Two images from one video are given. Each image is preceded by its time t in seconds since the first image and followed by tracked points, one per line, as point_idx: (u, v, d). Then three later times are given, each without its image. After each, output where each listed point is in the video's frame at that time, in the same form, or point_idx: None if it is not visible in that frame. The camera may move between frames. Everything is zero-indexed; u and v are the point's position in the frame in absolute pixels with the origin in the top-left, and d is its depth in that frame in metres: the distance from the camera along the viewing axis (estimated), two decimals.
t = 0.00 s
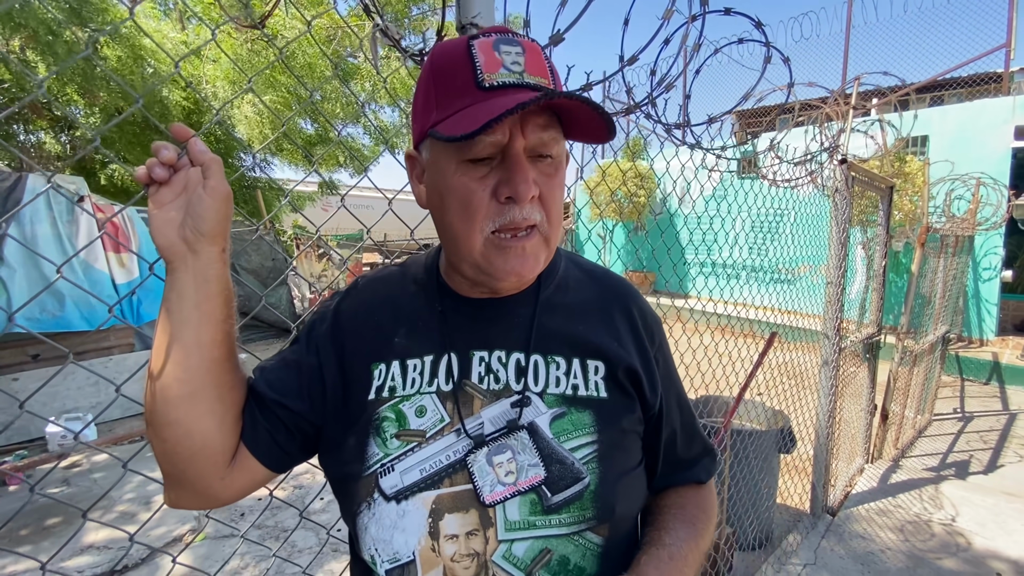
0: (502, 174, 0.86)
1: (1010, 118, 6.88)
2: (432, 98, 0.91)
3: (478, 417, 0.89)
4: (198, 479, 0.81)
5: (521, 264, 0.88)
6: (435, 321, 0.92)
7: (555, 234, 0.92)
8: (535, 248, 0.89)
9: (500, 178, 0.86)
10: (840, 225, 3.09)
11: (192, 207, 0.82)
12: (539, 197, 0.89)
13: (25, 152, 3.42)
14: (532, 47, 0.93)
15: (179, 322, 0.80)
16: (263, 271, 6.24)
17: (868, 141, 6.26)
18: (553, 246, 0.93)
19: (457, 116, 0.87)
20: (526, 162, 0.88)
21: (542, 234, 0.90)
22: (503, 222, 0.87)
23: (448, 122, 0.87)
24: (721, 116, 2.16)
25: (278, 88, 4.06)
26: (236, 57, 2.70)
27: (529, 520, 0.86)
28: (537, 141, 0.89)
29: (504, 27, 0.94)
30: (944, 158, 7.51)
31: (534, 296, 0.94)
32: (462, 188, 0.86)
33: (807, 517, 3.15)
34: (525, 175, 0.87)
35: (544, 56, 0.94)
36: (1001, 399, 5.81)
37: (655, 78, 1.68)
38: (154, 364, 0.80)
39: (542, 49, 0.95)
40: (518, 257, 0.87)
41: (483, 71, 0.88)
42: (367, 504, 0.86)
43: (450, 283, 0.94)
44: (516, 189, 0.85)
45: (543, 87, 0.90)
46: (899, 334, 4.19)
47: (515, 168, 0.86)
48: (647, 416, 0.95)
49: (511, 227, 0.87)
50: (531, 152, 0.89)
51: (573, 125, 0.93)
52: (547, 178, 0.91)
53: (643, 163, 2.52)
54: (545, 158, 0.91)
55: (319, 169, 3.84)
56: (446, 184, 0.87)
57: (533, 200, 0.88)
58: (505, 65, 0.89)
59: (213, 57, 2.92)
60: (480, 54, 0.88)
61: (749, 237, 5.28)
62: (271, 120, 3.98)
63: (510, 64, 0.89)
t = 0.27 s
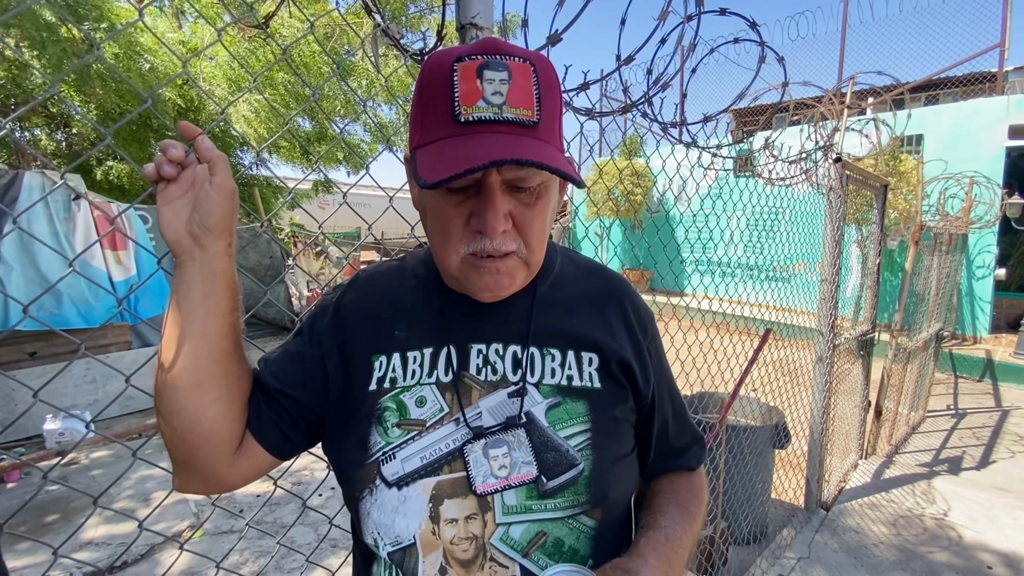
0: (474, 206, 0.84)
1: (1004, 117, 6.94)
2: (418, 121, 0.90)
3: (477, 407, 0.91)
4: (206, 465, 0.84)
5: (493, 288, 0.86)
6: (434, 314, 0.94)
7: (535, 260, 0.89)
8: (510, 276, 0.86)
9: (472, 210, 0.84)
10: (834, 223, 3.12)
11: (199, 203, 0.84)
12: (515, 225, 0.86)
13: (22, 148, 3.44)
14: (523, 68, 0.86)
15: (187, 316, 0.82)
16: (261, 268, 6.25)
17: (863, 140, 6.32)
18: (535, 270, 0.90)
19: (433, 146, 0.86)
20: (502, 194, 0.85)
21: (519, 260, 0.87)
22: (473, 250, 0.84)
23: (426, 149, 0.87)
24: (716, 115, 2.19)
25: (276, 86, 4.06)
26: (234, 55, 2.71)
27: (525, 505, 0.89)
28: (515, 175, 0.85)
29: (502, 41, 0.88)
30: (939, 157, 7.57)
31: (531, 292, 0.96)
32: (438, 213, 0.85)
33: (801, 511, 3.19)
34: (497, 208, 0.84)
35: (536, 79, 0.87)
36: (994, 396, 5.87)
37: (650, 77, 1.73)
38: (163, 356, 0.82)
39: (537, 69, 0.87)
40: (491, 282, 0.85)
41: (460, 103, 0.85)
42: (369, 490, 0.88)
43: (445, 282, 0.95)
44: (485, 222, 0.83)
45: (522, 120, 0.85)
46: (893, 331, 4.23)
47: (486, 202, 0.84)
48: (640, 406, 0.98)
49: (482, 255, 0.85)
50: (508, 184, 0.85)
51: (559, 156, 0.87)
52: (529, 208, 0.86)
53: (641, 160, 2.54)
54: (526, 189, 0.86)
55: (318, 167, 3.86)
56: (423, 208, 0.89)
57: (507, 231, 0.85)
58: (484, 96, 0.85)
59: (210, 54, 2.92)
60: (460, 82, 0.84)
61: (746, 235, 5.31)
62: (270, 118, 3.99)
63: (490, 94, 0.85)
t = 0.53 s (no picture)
0: (475, 200, 0.87)
1: (994, 116, 7.02)
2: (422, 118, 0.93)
3: (490, 396, 0.94)
4: (225, 450, 0.87)
5: (495, 281, 0.88)
6: (449, 305, 0.96)
7: (538, 252, 0.90)
8: (513, 268, 0.88)
9: (472, 203, 0.87)
10: (826, 220, 3.16)
11: (204, 195, 0.86)
12: (516, 218, 0.88)
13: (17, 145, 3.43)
14: (522, 62, 0.87)
15: (195, 306, 0.85)
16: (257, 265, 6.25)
17: (856, 138, 6.37)
18: (539, 261, 0.91)
19: (434, 141, 0.89)
20: (503, 187, 0.87)
21: (522, 253, 0.88)
22: (475, 243, 0.86)
23: (428, 145, 0.90)
24: (708, 113, 2.22)
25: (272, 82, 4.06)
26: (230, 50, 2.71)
27: (539, 491, 0.91)
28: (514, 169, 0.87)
29: (502, 35, 0.90)
30: (930, 156, 7.65)
31: (544, 282, 0.98)
32: (441, 208, 0.89)
33: (793, 505, 3.24)
34: (497, 201, 0.86)
35: (535, 72, 0.89)
36: (983, 392, 5.95)
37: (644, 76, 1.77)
38: (176, 344, 0.84)
39: (537, 62, 0.89)
40: (493, 274, 0.87)
41: (459, 98, 0.88)
42: (387, 476, 0.91)
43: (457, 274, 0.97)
44: (484, 216, 0.85)
45: (520, 114, 0.87)
46: (884, 327, 4.28)
47: (485, 196, 0.86)
48: (653, 395, 1.00)
49: (485, 248, 0.87)
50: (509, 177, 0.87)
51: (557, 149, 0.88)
52: (530, 201, 0.88)
53: (635, 157, 2.57)
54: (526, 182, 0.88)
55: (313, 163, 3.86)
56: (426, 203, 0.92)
57: (508, 224, 0.87)
58: (483, 90, 0.87)
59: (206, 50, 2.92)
60: (459, 77, 0.87)
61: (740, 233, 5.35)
62: (266, 115, 4.00)
63: (488, 88, 0.87)
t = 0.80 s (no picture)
0: (494, 184, 0.86)
1: (985, 116, 7.09)
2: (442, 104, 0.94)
3: (512, 385, 0.94)
4: (251, 433, 0.91)
5: (514, 266, 0.88)
6: (473, 295, 0.97)
7: (560, 238, 0.90)
8: (532, 254, 0.88)
9: (491, 187, 0.87)
10: (817, 218, 3.19)
11: (206, 188, 0.88)
12: (535, 202, 0.87)
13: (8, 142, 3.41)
14: (540, 42, 0.86)
15: (206, 296, 0.87)
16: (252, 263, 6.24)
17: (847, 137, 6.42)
18: (560, 247, 0.90)
19: (452, 126, 0.89)
20: (521, 171, 0.86)
21: (542, 238, 0.88)
22: (493, 228, 0.86)
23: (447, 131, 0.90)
24: (699, 111, 2.24)
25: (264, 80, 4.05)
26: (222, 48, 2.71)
27: (561, 481, 0.91)
28: (533, 152, 0.86)
29: (521, 18, 0.89)
30: (920, 154, 7.72)
31: (568, 271, 0.97)
32: (460, 195, 0.89)
33: (784, 499, 3.28)
34: (516, 185, 0.85)
35: (554, 52, 0.87)
36: (972, 389, 6.02)
37: (636, 74, 1.78)
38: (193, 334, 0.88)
39: (556, 42, 0.87)
40: (514, 261, 0.87)
41: (477, 81, 0.87)
42: (411, 463, 0.93)
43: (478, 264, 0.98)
44: (503, 200, 0.85)
45: (538, 95, 0.86)
46: (875, 324, 4.33)
47: (504, 179, 0.85)
48: (679, 387, 0.98)
49: (504, 233, 0.87)
50: (527, 160, 0.87)
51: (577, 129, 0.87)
52: (549, 185, 0.87)
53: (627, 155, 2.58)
54: (546, 165, 0.87)
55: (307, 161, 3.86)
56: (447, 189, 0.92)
57: (527, 208, 0.86)
58: (500, 73, 0.87)
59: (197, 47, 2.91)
60: (477, 60, 0.87)
61: (733, 231, 5.38)
62: (259, 113, 3.99)
63: (506, 71, 0.87)
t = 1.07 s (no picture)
0: (533, 174, 0.87)
1: (973, 116, 7.18)
2: (475, 96, 0.95)
3: (532, 391, 0.94)
4: (275, 418, 0.96)
5: (553, 257, 0.89)
6: (495, 298, 0.98)
7: (593, 230, 0.91)
8: (569, 245, 0.89)
9: (530, 178, 0.87)
10: (808, 217, 3.22)
11: (203, 188, 0.87)
12: (573, 192, 0.88)
13: None
14: (577, 32, 0.89)
15: (214, 294, 0.88)
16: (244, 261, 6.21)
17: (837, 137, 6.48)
18: (594, 239, 0.92)
19: (491, 115, 0.89)
20: (560, 161, 0.87)
21: (577, 230, 0.89)
22: (531, 220, 0.88)
23: (483, 121, 0.91)
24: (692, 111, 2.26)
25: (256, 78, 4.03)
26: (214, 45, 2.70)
27: (579, 488, 0.91)
28: (573, 140, 0.87)
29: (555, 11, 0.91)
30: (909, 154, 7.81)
31: (590, 275, 0.97)
32: (495, 187, 0.89)
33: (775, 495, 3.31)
34: (555, 174, 0.86)
35: (590, 42, 0.89)
36: (960, 386, 6.11)
37: (628, 73, 1.78)
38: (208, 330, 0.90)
39: (591, 33, 0.90)
40: (549, 254, 0.89)
41: (516, 69, 0.88)
42: (434, 462, 0.96)
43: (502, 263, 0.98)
44: (543, 190, 0.86)
45: (578, 82, 0.87)
46: (865, 322, 4.37)
47: (543, 169, 0.86)
48: (704, 395, 0.97)
49: (541, 224, 0.88)
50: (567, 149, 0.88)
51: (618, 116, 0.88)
52: (586, 175, 0.89)
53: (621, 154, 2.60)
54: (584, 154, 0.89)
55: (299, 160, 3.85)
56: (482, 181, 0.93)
57: (566, 198, 0.87)
58: (539, 61, 0.88)
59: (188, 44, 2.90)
60: (514, 49, 0.88)
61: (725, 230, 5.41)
62: (251, 112, 3.97)
63: (545, 58, 0.88)
